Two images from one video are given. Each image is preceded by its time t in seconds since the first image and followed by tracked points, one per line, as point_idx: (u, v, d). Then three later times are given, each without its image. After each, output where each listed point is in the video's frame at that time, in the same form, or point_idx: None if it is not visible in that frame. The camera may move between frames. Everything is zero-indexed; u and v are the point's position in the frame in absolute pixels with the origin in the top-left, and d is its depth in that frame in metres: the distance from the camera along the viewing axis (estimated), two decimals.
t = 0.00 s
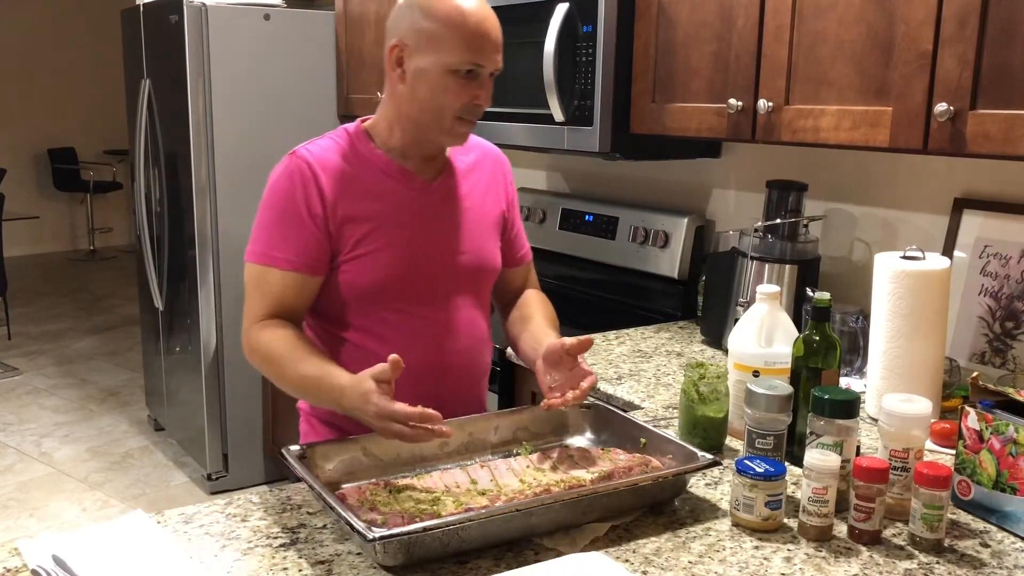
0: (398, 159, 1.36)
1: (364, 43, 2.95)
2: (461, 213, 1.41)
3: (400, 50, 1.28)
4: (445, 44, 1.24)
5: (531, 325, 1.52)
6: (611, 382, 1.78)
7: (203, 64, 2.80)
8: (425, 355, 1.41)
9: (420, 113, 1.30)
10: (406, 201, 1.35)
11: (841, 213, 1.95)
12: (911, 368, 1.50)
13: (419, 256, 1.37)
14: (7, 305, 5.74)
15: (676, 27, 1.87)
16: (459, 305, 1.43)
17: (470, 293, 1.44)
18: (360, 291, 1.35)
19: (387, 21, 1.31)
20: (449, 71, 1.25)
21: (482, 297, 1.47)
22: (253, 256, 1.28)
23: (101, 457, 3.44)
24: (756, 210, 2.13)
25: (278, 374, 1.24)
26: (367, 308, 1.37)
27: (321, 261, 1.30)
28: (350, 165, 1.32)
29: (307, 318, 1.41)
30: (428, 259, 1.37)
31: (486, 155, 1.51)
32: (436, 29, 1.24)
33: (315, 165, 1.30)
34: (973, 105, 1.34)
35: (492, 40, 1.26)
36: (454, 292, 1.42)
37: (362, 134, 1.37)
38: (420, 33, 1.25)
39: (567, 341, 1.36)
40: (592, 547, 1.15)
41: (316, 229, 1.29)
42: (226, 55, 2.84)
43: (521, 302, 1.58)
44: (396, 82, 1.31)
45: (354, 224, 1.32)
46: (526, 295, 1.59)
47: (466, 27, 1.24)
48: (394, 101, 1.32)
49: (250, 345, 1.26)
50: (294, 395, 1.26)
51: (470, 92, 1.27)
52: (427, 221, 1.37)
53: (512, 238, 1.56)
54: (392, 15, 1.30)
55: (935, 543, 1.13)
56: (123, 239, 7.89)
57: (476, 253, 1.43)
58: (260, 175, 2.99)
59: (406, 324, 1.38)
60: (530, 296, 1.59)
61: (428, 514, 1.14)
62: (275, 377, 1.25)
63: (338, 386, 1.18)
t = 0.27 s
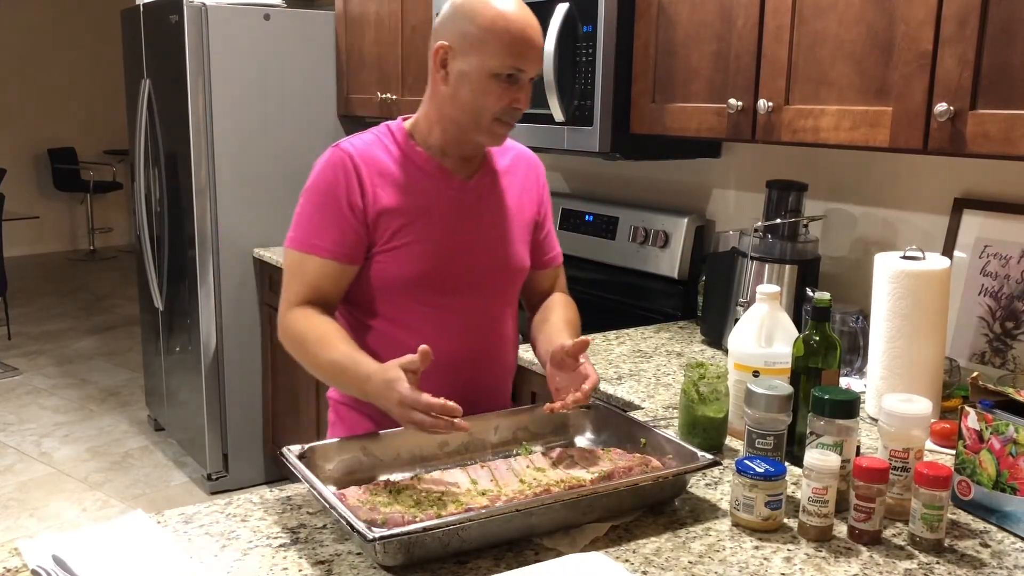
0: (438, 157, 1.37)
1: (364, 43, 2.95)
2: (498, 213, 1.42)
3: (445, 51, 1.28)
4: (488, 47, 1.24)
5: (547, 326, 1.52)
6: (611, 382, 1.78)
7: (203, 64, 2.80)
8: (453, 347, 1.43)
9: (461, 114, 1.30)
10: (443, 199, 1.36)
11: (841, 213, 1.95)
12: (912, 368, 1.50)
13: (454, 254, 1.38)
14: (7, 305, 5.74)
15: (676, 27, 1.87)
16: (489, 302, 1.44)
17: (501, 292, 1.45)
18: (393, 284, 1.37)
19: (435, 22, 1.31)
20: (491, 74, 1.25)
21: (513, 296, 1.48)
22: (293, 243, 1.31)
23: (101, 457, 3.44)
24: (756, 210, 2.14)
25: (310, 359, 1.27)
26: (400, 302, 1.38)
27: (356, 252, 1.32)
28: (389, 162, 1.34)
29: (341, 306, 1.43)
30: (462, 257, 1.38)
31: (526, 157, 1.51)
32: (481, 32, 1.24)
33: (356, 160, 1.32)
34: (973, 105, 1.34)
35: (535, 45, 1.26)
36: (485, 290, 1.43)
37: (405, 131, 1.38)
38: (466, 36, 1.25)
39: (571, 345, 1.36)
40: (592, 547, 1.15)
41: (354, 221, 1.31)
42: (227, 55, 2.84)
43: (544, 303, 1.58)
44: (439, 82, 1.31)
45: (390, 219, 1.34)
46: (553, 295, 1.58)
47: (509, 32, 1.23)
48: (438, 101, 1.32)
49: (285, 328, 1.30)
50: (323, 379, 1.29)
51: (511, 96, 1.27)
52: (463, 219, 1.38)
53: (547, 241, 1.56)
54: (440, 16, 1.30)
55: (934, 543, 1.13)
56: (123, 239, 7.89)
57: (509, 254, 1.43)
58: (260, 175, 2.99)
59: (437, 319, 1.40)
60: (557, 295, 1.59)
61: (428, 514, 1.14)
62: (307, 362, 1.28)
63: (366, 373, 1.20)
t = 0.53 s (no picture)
0: (462, 157, 1.37)
1: (365, 43, 2.95)
2: (521, 213, 1.42)
3: (465, 50, 1.29)
4: (504, 45, 1.24)
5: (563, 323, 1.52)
6: (612, 381, 1.78)
7: (203, 63, 2.80)
8: (473, 346, 1.43)
9: (479, 111, 1.31)
10: (465, 197, 1.36)
11: (840, 213, 1.95)
12: (912, 368, 1.50)
13: (475, 252, 1.38)
14: (7, 305, 5.74)
15: (676, 27, 1.87)
16: (510, 302, 1.44)
17: (523, 292, 1.45)
18: (415, 281, 1.37)
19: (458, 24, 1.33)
20: (506, 71, 1.25)
21: (534, 297, 1.48)
22: (317, 238, 1.32)
23: (101, 457, 3.44)
24: (756, 210, 2.14)
25: (330, 350, 1.27)
26: (421, 300, 1.39)
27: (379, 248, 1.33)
28: (413, 160, 1.35)
29: (363, 303, 1.44)
30: (484, 255, 1.38)
31: (551, 159, 1.51)
32: (497, 31, 1.25)
33: (380, 158, 1.33)
34: (973, 105, 1.34)
35: (551, 42, 1.26)
36: (506, 289, 1.43)
37: (430, 131, 1.39)
38: (483, 35, 1.26)
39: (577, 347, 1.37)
40: (592, 547, 1.15)
41: (377, 218, 1.32)
42: (227, 55, 2.84)
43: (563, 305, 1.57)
44: (460, 82, 1.32)
45: (413, 217, 1.34)
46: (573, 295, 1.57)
47: (525, 29, 1.24)
48: (459, 100, 1.33)
49: (307, 319, 1.30)
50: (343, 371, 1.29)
51: (526, 92, 1.27)
52: (485, 218, 1.38)
53: (569, 243, 1.55)
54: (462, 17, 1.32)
55: (934, 543, 1.13)
56: (123, 239, 7.89)
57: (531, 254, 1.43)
58: (261, 175, 2.99)
59: (458, 318, 1.40)
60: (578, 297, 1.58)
61: (428, 514, 1.14)
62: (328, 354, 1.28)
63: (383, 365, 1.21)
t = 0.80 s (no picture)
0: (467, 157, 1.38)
1: (365, 43, 2.95)
2: (527, 212, 1.43)
3: (460, 47, 1.34)
4: (495, 37, 1.28)
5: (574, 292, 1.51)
6: (612, 381, 1.78)
7: (203, 63, 2.80)
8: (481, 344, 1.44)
9: (474, 105, 1.33)
10: (473, 196, 1.37)
11: (840, 213, 1.95)
12: (912, 368, 1.50)
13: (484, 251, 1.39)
14: (7, 305, 5.74)
15: (676, 27, 1.87)
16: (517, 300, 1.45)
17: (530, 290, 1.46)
18: (426, 279, 1.37)
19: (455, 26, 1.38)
20: (498, 60, 1.28)
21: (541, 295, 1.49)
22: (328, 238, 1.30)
23: (101, 457, 3.44)
24: (756, 210, 2.14)
25: (356, 329, 1.24)
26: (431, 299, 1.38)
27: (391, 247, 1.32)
28: (420, 160, 1.35)
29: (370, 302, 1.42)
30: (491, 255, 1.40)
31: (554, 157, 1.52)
32: (489, 24, 1.29)
33: (389, 158, 1.33)
34: (973, 105, 1.34)
35: (542, 34, 1.29)
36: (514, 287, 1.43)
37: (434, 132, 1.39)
38: (476, 30, 1.30)
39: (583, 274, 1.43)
40: (592, 548, 1.15)
41: (389, 216, 1.31)
42: (227, 55, 2.84)
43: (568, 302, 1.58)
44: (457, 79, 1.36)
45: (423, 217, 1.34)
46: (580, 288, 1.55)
47: (514, 21, 1.28)
48: (457, 97, 1.37)
49: (327, 310, 1.27)
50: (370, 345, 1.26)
51: (518, 81, 1.29)
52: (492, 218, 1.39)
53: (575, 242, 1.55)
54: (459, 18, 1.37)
55: (934, 543, 1.13)
56: (123, 239, 7.89)
57: (536, 252, 1.45)
58: (261, 174, 2.99)
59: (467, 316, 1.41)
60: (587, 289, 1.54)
61: (428, 515, 1.14)
62: (354, 337, 1.26)
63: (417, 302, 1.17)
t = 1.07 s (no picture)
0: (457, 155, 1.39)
1: (365, 43, 2.95)
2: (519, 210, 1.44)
3: (444, 46, 1.35)
4: (476, 32, 1.29)
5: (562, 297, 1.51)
6: (612, 381, 1.78)
7: (203, 63, 2.80)
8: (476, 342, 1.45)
9: (460, 102, 1.33)
10: (466, 195, 1.38)
11: (840, 213, 1.95)
12: (912, 368, 1.51)
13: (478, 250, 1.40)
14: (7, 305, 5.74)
15: (676, 26, 1.87)
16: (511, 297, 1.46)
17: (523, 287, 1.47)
18: (421, 279, 1.38)
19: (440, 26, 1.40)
20: (480, 54, 1.29)
21: (533, 292, 1.50)
22: (323, 240, 1.30)
23: (101, 457, 3.44)
24: (756, 210, 2.14)
25: (364, 334, 1.25)
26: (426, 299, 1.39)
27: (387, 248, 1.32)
28: (412, 159, 1.36)
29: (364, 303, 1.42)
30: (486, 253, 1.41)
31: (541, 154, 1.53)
32: (470, 20, 1.30)
33: (380, 158, 1.33)
34: (973, 105, 1.34)
35: (524, 28, 1.30)
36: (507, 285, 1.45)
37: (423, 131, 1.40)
38: (458, 26, 1.32)
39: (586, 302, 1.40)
40: (592, 547, 1.15)
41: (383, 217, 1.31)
42: (226, 55, 2.84)
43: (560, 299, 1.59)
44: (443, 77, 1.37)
45: (417, 217, 1.35)
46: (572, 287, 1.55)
47: (497, 17, 1.29)
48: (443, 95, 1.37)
49: (331, 316, 1.27)
50: (376, 350, 1.27)
51: (501, 75, 1.29)
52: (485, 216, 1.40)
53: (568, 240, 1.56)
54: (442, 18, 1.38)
55: (934, 543, 1.13)
56: (122, 239, 7.89)
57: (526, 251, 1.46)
58: (261, 174, 2.99)
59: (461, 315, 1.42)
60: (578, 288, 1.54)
61: (428, 514, 1.14)
62: (360, 341, 1.26)
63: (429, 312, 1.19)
